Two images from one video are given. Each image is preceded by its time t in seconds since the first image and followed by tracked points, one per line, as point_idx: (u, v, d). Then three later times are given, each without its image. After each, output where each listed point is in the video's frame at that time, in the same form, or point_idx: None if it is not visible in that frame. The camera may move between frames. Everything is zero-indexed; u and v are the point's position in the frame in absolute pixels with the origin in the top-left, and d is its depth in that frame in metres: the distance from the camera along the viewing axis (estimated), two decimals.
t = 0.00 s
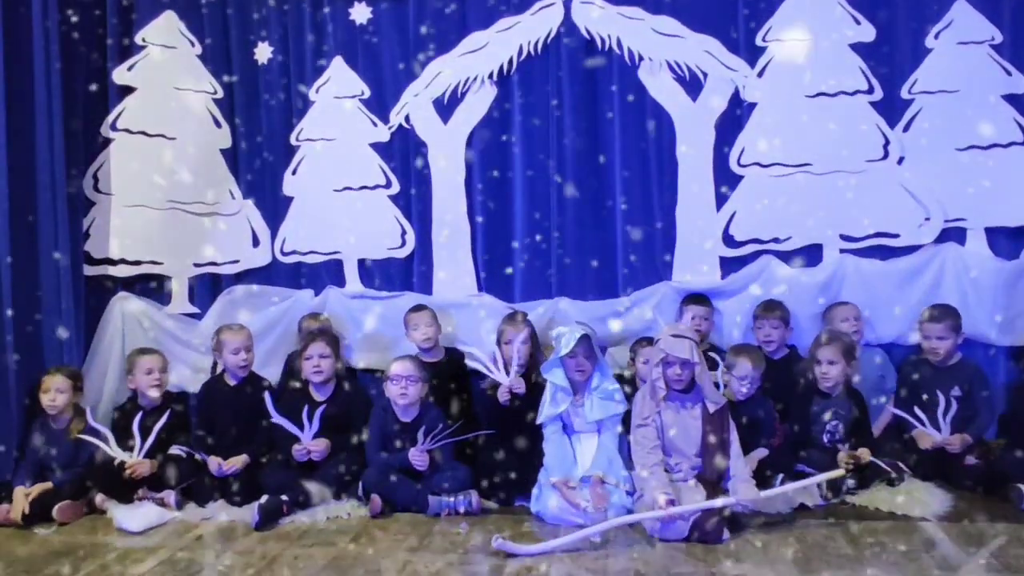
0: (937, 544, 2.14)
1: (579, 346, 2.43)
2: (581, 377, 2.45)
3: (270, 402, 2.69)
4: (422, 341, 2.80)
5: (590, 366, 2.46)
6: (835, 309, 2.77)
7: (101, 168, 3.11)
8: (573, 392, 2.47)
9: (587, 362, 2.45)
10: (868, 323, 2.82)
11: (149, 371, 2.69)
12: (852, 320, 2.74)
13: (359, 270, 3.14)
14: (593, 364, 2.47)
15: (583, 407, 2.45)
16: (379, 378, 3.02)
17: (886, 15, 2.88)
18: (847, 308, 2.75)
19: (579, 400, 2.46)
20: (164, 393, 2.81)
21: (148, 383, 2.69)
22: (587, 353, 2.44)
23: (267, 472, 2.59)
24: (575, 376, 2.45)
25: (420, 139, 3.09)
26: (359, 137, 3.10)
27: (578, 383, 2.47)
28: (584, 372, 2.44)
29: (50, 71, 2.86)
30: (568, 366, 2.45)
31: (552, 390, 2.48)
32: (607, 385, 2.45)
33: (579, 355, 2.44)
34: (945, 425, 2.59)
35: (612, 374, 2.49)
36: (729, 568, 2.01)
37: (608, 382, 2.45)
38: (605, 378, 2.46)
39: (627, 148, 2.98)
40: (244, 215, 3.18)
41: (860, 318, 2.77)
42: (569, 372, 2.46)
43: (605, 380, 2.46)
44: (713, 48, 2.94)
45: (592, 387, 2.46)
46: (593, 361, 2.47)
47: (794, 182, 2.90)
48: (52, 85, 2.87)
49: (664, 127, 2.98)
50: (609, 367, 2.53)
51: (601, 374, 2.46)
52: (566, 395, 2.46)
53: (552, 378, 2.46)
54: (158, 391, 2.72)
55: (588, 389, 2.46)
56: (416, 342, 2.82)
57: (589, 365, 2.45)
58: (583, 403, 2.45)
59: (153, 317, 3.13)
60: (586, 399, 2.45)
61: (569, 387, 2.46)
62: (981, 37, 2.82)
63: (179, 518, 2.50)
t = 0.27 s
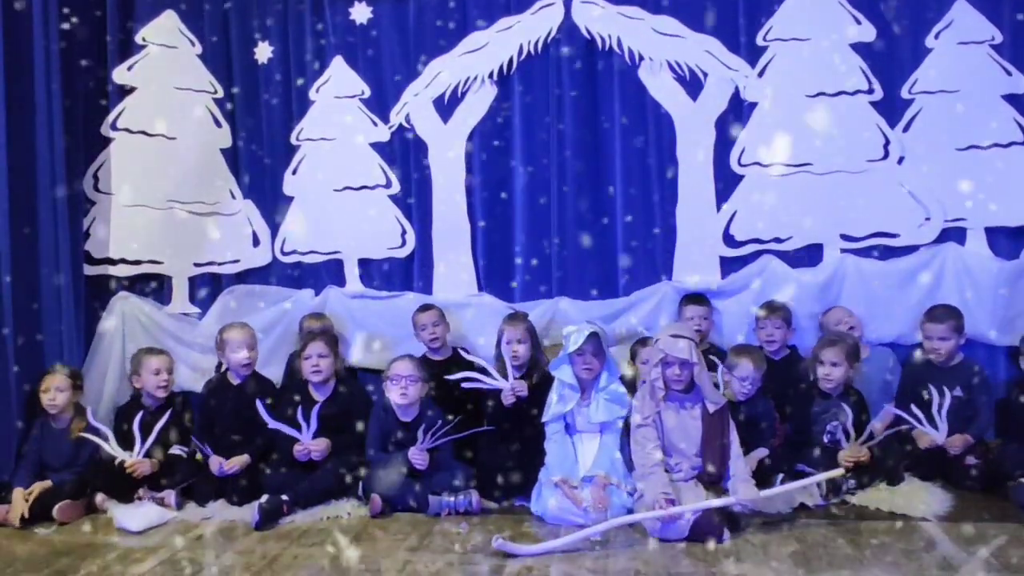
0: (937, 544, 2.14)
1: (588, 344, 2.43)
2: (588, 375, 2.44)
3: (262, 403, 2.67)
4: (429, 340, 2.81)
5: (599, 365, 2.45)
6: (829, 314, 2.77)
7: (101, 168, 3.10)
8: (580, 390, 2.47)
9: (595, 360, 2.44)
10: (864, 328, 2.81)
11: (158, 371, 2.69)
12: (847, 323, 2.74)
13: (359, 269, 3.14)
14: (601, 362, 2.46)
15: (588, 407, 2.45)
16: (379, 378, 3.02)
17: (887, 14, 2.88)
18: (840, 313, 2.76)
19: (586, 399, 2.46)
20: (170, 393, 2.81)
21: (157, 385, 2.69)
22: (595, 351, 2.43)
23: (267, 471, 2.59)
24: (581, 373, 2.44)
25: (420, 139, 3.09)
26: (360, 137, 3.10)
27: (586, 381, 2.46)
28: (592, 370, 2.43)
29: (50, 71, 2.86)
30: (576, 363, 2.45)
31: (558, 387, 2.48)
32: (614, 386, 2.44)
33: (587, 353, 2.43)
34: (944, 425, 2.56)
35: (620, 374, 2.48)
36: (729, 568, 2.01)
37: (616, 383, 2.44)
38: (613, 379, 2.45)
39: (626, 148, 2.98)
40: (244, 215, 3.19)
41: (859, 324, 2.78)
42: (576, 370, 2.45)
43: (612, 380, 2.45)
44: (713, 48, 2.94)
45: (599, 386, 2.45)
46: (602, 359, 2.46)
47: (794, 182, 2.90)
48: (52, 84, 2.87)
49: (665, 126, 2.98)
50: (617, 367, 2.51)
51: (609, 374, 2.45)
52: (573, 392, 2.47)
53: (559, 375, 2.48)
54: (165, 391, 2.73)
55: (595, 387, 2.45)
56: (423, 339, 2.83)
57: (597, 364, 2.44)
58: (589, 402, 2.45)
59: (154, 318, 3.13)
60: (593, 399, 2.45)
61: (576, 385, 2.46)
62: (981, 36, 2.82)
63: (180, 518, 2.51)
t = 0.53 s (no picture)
0: (937, 544, 2.14)
1: (592, 342, 2.43)
2: (592, 374, 2.44)
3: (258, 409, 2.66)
4: (433, 338, 2.83)
5: (604, 365, 2.46)
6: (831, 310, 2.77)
7: (101, 168, 3.11)
8: (584, 389, 2.48)
9: (599, 358, 2.44)
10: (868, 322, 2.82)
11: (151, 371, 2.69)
12: (846, 322, 2.75)
13: (359, 269, 3.14)
14: (606, 361, 2.46)
15: (591, 407, 2.45)
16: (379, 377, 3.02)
17: (887, 14, 2.88)
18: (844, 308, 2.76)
19: (590, 399, 2.47)
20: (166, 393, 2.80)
21: (154, 385, 2.69)
22: (599, 350, 2.43)
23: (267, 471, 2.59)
24: (585, 372, 2.44)
25: (420, 138, 3.09)
26: (359, 137, 3.10)
27: (590, 381, 2.47)
28: (595, 369, 2.43)
29: (50, 70, 2.86)
30: (580, 362, 2.45)
31: (563, 385, 2.49)
32: (619, 387, 2.45)
33: (591, 351, 2.43)
34: (947, 425, 2.57)
35: (624, 374, 2.49)
36: (729, 568, 2.01)
37: (620, 384, 2.45)
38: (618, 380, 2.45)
39: (626, 147, 2.98)
40: (244, 214, 3.18)
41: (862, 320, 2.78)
42: (580, 368, 2.45)
43: (617, 380, 2.46)
44: (713, 47, 2.94)
45: (603, 387, 2.45)
46: (607, 359, 2.47)
47: (794, 182, 2.90)
48: (52, 84, 2.87)
49: (665, 126, 2.98)
50: (622, 367, 2.52)
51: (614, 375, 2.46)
52: (577, 390, 2.47)
53: (564, 374, 2.48)
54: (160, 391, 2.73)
55: (599, 387, 2.46)
56: (428, 338, 2.85)
57: (601, 362, 2.44)
58: (593, 403, 2.46)
59: (153, 317, 3.13)
60: (597, 400, 2.45)
61: (581, 384, 2.47)
62: (981, 36, 2.82)
63: (180, 517, 2.51)
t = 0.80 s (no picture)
0: (937, 543, 2.13)
1: (595, 340, 2.42)
2: (593, 372, 2.44)
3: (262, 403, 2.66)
4: (434, 336, 2.83)
5: (605, 363, 2.45)
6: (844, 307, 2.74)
7: (100, 165, 3.11)
8: (585, 387, 2.47)
9: (601, 357, 2.44)
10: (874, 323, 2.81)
11: (138, 369, 2.68)
12: (859, 322, 2.72)
13: (359, 268, 3.13)
14: (607, 359, 2.46)
15: (593, 407, 2.45)
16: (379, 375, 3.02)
17: (887, 12, 2.88)
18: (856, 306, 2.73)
19: (592, 398, 2.47)
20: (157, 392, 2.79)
21: (143, 382, 2.68)
22: (601, 348, 2.43)
23: (266, 469, 2.58)
24: (587, 370, 2.44)
25: (420, 137, 3.08)
26: (359, 135, 3.10)
27: (591, 379, 2.46)
28: (597, 368, 2.43)
29: (49, 68, 2.86)
30: (582, 360, 2.45)
31: (564, 384, 2.48)
32: (621, 385, 2.45)
33: (594, 349, 2.43)
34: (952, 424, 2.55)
35: (626, 372, 2.49)
36: (729, 567, 2.01)
37: (622, 383, 2.45)
38: (620, 378, 2.45)
39: (627, 145, 2.98)
40: (244, 212, 3.18)
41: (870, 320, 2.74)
42: (582, 367, 2.45)
43: (619, 379, 2.46)
44: (713, 45, 2.94)
45: (605, 385, 2.45)
46: (608, 358, 2.46)
47: (794, 180, 2.89)
48: (52, 82, 2.87)
49: (665, 125, 2.97)
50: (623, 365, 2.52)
51: (616, 374, 2.46)
52: (579, 388, 2.47)
53: (565, 372, 2.47)
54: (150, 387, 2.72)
55: (601, 386, 2.46)
56: (428, 335, 2.85)
57: (602, 361, 2.44)
58: (594, 401, 2.46)
59: (152, 315, 3.13)
60: (599, 399, 2.45)
61: (582, 382, 2.46)
62: (982, 35, 2.82)
63: (179, 516, 2.50)
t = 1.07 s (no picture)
0: (937, 540, 2.13)
1: (591, 338, 2.42)
2: (592, 370, 2.44)
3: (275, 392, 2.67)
4: (435, 334, 2.82)
5: (602, 361, 2.45)
6: (853, 303, 2.74)
7: (99, 162, 3.10)
8: (584, 385, 2.46)
9: (598, 355, 2.44)
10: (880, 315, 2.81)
11: (136, 366, 2.67)
12: (868, 318, 2.72)
13: (359, 265, 3.13)
14: (604, 357, 2.47)
15: (592, 404, 2.45)
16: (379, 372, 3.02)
17: (888, 9, 2.87)
18: (866, 302, 2.73)
19: (591, 395, 2.46)
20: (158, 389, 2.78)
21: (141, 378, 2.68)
22: (597, 346, 2.43)
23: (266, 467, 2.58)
24: (585, 369, 2.44)
25: (420, 134, 3.08)
26: (359, 132, 3.10)
27: (590, 376, 2.46)
28: (595, 366, 2.43)
29: (48, 65, 2.85)
30: (579, 358, 2.45)
31: (563, 382, 2.47)
32: (619, 382, 2.44)
33: (590, 348, 2.43)
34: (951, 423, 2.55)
35: (623, 369, 2.49)
36: (728, 564, 2.01)
37: (620, 380, 2.45)
38: (618, 375, 2.45)
39: (627, 143, 2.98)
40: (244, 209, 3.17)
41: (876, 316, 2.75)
42: (580, 365, 2.45)
43: (616, 376, 2.45)
44: (714, 43, 2.93)
45: (603, 382, 2.45)
46: (606, 355, 2.47)
47: (795, 178, 2.89)
48: (50, 79, 2.86)
49: (665, 122, 2.97)
50: (620, 362, 2.53)
51: (615, 371, 2.46)
52: (577, 387, 2.46)
53: (563, 370, 2.47)
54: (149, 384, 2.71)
55: (599, 383, 2.46)
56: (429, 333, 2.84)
57: (600, 360, 2.44)
58: (594, 398, 2.45)
59: (152, 312, 3.13)
60: (597, 396, 2.45)
61: (580, 380, 2.45)
62: (983, 32, 2.81)
63: (179, 513, 2.50)
